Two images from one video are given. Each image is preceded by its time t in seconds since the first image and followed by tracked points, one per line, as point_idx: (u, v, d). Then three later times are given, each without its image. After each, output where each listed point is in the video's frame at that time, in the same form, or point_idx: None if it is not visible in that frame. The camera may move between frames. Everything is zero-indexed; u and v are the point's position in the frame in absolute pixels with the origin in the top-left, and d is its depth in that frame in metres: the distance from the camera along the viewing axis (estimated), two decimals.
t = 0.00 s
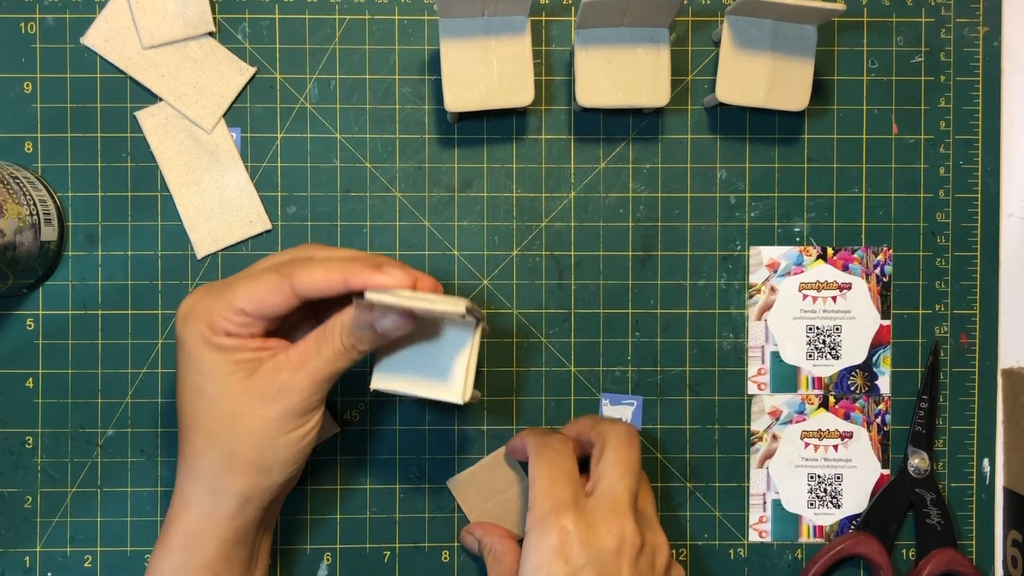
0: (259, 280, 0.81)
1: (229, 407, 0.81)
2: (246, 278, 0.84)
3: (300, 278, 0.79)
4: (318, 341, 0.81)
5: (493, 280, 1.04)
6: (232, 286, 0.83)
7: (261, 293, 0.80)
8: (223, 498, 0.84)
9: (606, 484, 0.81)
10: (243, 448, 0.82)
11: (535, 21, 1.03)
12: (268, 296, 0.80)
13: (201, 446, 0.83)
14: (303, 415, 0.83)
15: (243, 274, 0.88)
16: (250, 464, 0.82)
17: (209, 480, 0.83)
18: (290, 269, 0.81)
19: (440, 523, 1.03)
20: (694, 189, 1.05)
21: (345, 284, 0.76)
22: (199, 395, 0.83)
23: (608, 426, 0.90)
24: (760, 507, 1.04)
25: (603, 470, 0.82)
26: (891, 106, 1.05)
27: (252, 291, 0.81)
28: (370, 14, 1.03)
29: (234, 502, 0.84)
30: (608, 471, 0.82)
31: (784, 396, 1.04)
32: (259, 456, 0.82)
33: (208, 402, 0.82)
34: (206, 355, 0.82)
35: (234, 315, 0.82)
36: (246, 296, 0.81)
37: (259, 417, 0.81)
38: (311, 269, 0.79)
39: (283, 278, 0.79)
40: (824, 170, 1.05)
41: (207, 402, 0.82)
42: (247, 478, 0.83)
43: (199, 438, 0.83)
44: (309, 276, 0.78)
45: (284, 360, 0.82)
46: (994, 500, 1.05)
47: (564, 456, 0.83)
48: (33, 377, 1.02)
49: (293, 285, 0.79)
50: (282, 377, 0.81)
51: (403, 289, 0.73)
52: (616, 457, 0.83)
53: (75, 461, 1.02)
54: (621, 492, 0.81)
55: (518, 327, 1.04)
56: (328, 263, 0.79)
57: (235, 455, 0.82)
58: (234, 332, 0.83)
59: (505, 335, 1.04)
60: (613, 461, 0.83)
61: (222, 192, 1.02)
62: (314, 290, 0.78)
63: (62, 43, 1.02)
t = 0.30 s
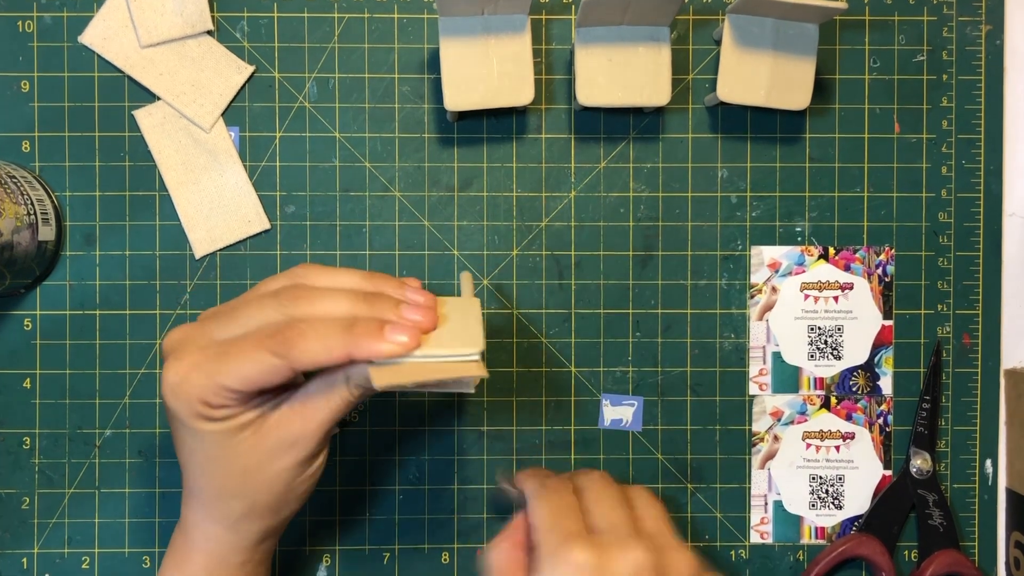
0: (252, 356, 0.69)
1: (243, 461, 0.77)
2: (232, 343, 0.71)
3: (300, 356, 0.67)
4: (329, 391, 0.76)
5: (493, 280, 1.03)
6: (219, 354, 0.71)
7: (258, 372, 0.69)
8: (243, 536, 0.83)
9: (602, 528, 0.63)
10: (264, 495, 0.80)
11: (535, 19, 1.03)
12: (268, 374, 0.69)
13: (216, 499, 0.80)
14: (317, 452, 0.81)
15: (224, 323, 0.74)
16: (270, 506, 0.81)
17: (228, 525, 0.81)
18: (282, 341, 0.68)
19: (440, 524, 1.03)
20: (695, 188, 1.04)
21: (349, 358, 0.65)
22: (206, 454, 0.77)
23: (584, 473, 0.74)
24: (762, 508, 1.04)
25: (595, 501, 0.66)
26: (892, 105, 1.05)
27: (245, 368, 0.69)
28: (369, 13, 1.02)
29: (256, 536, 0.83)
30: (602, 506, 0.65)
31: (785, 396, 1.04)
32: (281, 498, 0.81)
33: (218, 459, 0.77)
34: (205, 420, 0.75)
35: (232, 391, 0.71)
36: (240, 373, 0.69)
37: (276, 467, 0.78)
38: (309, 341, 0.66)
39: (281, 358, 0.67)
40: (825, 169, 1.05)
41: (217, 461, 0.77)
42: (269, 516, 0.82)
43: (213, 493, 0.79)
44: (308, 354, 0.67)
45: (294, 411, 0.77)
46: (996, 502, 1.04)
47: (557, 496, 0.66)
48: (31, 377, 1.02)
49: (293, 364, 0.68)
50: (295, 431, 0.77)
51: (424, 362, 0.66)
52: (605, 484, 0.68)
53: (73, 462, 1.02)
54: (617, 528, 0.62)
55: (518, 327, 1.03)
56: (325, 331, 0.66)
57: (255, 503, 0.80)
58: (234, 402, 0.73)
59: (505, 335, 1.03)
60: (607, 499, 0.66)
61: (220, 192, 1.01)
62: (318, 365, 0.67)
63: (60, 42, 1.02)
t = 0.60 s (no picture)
0: (311, 383, 0.65)
1: (282, 478, 0.76)
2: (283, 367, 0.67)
3: (363, 387, 0.65)
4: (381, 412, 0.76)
5: (493, 280, 1.03)
6: (270, 379, 0.67)
7: (316, 401, 0.65)
8: (273, 545, 0.82)
9: (609, 528, 0.51)
10: (301, 509, 0.79)
11: (535, 18, 1.02)
12: (325, 404, 0.66)
13: (251, 515, 0.78)
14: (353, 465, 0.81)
15: (269, 345, 0.70)
16: (305, 516, 0.81)
17: (258, 538, 0.80)
18: (343, 370, 0.65)
19: (439, 525, 1.02)
20: (696, 187, 1.04)
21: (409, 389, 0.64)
22: (243, 473, 0.74)
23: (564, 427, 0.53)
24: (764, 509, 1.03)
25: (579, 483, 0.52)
26: (894, 104, 1.04)
27: (301, 396, 0.65)
28: (368, 12, 1.02)
29: (285, 544, 0.83)
30: (589, 486, 0.51)
31: (787, 397, 1.03)
32: (316, 509, 0.81)
33: (256, 477, 0.75)
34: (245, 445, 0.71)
35: (284, 418, 0.68)
36: (295, 400, 0.66)
37: (315, 482, 0.78)
38: (371, 371, 0.64)
39: (344, 388, 0.65)
40: (827, 169, 1.04)
41: (256, 480, 0.75)
42: (303, 524, 0.82)
43: (248, 509, 0.77)
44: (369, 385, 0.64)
45: (339, 430, 0.76)
46: (998, 502, 1.04)
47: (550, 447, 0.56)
48: (29, 378, 1.01)
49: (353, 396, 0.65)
50: (338, 449, 0.76)
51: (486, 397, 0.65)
52: (593, 469, 0.51)
53: (70, 463, 1.01)
54: (624, 502, 0.50)
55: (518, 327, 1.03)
56: (388, 360, 0.65)
57: (291, 516, 0.79)
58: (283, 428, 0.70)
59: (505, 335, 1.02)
60: (587, 462, 0.52)
61: (219, 191, 1.01)
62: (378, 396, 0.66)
63: (57, 41, 1.01)
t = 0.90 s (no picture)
0: (281, 373, 0.65)
1: (282, 479, 0.75)
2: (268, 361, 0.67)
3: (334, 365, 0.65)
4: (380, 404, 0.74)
5: (493, 281, 1.02)
6: (247, 375, 0.67)
7: (291, 387, 0.65)
8: (278, 547, 0.82)
9: (611, 494, 0.55)
10: (305, 507, 0.79)
11: (535, 17, 1.02)
12: (300, 388, 0.66)
13: (252, 518, 0.77)
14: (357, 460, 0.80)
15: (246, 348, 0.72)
16: (311, 514, 0.81)
17: (263, 540, 0.80)
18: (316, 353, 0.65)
19: (439, 526, 1.02)
20: (697, 187, 1.03)
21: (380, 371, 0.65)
22: (241, 477, 0.74)
23: (560, 404, 0.58)
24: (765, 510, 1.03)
25: (579, 453, 0.56)
26: (896, 103, 1.03)
27: (277, 387, 0.65)
28: (368, 10, 1.01)
29: (289, 545, 0.82)
30: (590, 456, 0.56)
31: (788, 397, 1.02)
32: (319, 508, 0.80)
33: (255, 480, 0.75)
34: (241, 446, 0.71)
35: (270, 411, 0.68)
36: (271, 393, 0.66)
37: (320, 479, 0.77)
38: (344, 353, 0.65)
39: (314, 368, 0.64)
40: (828, 168, 1.03)
41: (253, 482, 0.75)
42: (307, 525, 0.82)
43: (250, 513, 0.77)
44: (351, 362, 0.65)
45: (337, 425, 0.75)
46: (1001, 504, 1.03)
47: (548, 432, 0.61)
48: (26, 378, 1.01)
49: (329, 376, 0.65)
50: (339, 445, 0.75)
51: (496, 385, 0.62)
52: (593, 437, 0.56)
53: (68, 464, 1.01)
54: (623, 467, 0.55)
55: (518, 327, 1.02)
56: (360, 340, 0.65)
57: (296, 516, 0.79)
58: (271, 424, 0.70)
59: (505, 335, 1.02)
60: (586, 431, 0.57)
61: (217, 191, 1.00)
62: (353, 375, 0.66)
63: (55, 40, 1.01)
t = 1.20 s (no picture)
0: (294, 349, 0.68)
1: (286, 477, 0.75)
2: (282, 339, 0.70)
3: (343, 340, 0.68)
4: (389, 403, 0.75)
5: (493, 281, 1.02)
6: (259, 356, 0.70)
7: (301, 361, 0.68)
8: (277, 550, 0.81)
9: (638, 473, 0.60)
10: (308, 510, 0.78)
11: (536, 16, 1.01)
12: (312, 364, 0.68)
13: (253, 517, 0.77)
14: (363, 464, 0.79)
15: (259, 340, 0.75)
16: (312, 517, 0.80)
17: (261, 542, 0.79)
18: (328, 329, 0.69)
19: (439, 528, 1.01)
20: (698, 187, 1.02)
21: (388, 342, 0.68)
22: (246, 474, 0.74)
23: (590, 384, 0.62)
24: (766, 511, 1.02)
25: (607, 433, 0.60)
26: (899, 102, 1.03)
27: (290, 364, 0.68)
28: (367, 9, 1.01)
29: (289, 547, 0.81)
30: (619, 435, 0.60)
31: (789, 398, 1.02)
32: (322, 509, 0.80)
33: (260, 477, 0.75)
34: (252, 438, 0.71)
35: (282, 395, 0.70)
36: (283, 370, 0.68)
37: (324, 480, 0.77)
38: (356, 330, 0.68)
39: (325, 338, 0.68)
40: (830, 167, 1.03)
41: (258, 479, 0.75)
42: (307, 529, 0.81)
43: (251, 512, 0.77)
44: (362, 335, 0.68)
45: (345, 424, 0.75)
46: (1004, 505, 1.02)
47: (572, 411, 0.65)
48: (23, 379, 1.00)
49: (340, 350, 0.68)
50: (345, 445, 0.75)
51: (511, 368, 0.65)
52: (624, 417, 0.61)
53: (66, 465, 1.00)
54: (650, 449, 0.60)
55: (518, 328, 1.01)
56: (371, 318, 0.69)
57: (297, 517, 0.78)
58: (281, 415, 0.71)
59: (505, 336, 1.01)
60: (617, 411, 0.61)
61: (216, 191, 1.00)
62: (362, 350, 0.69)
63: (52, 38, 1.00)
